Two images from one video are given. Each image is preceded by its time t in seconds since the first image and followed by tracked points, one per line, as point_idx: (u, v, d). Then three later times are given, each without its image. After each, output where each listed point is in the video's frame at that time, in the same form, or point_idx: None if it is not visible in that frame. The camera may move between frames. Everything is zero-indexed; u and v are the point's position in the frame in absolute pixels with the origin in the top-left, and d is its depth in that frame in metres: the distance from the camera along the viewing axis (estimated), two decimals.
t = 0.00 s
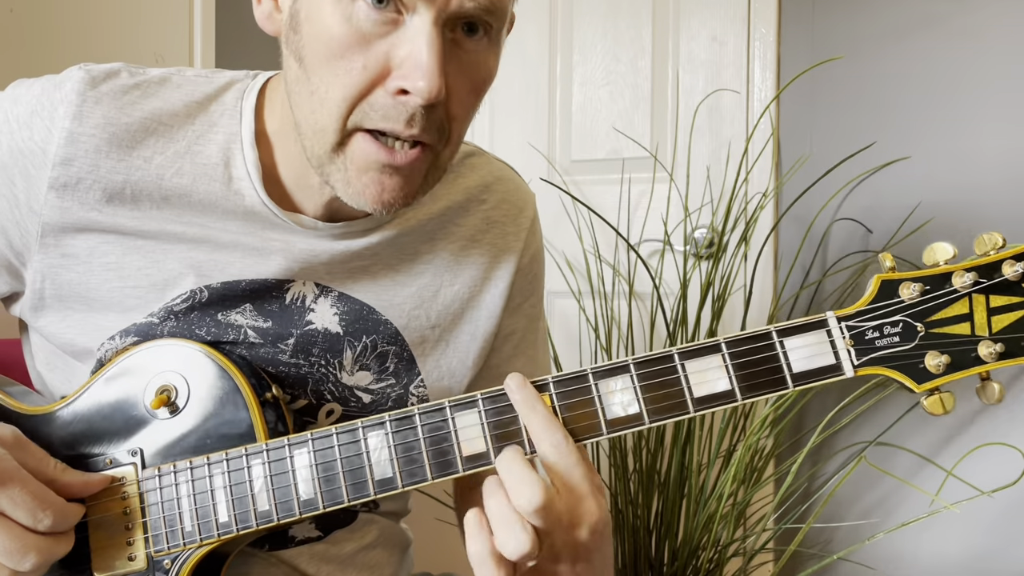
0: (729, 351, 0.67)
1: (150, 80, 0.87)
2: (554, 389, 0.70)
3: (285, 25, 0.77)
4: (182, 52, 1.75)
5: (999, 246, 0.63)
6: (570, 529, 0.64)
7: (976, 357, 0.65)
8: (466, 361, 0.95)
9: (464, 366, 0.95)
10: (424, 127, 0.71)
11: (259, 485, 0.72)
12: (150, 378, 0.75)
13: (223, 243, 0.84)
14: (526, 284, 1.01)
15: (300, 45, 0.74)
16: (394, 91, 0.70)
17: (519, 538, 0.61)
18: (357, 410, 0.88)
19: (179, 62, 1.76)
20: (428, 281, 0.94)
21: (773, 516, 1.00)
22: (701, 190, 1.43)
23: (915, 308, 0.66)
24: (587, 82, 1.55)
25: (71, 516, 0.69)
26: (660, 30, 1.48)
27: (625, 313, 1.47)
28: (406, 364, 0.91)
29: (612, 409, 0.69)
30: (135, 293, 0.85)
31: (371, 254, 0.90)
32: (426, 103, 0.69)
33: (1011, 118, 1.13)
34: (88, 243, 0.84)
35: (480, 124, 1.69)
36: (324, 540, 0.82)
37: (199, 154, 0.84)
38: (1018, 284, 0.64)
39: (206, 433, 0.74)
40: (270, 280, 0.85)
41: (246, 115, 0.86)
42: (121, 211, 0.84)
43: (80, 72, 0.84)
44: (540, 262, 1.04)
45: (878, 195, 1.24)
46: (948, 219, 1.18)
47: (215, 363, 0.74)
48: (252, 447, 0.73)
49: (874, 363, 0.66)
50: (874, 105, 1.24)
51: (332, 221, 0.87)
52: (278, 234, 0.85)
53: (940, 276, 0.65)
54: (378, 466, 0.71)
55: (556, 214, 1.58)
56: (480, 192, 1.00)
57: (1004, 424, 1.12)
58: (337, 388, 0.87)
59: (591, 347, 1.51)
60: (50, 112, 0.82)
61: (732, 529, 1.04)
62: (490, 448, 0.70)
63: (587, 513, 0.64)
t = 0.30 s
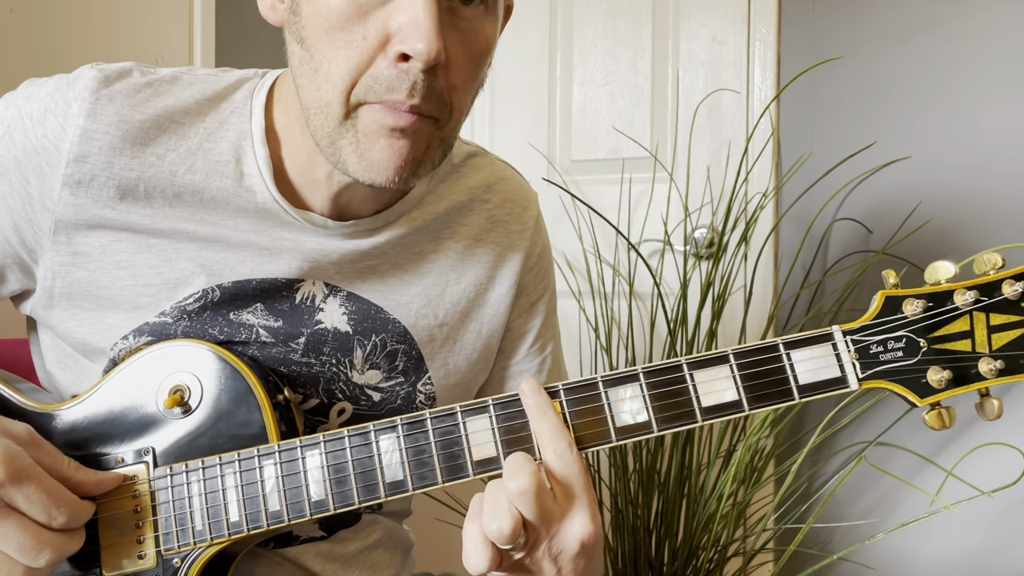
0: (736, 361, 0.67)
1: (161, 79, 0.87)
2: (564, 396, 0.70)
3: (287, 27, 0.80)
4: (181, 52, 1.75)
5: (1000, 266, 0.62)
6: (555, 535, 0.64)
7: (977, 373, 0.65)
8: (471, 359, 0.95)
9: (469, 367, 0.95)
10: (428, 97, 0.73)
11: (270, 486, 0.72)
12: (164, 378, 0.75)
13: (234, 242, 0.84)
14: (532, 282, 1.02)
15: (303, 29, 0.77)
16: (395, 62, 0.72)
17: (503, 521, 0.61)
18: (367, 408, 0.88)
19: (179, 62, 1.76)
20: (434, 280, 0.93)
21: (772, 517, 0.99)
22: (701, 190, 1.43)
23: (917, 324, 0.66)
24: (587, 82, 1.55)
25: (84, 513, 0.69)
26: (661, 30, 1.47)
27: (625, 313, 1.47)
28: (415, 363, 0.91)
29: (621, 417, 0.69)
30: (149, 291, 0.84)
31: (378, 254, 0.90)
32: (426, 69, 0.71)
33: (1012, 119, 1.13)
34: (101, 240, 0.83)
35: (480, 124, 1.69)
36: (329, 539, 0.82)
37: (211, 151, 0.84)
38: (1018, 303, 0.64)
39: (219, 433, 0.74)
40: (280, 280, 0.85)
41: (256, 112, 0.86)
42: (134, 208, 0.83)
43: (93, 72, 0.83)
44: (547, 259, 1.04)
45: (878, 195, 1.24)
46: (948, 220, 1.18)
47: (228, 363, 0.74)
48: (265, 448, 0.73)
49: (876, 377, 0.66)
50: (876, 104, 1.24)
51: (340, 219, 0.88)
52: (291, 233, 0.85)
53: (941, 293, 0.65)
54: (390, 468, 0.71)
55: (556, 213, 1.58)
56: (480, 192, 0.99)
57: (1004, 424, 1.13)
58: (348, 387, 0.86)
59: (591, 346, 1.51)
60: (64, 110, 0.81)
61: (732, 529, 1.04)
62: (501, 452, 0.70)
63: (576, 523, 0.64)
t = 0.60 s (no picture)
0: (737, 362, 0.67)
1: (164, 79, 0.87)
2: (567, 397, 0.70)
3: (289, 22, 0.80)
4: (181, 51, 1.75)
5: (994, 272, 0.63)
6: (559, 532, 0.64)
7: (973, 376, 0.65)
8: (472, 360, 0.95)
9: (469, 367, 0.95)
10: (429, 88, 0.73)
11: (275, 485, 0.72)
12: (168, 379, 0.75)
13: (237, 243, 0.84)
14: (532, 281, 1.01)
15: (303, 27, 0.77)
16: (395, 55, 0.72)
17: (509, 516, 0.61)
18: (371, 408, 0.88)
19: (179, 61, 1.76)
20: (436, 279, 0.93)
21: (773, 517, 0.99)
22: (701, 190, 1.43)
23: (915, 328, 0.66)
24: (587, 82, 1.55)
25: (90, 511, 0.69)
26: (660, 30, 1.47)
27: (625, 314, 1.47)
28: (417, 362, 0.91)
29: (623, 418, 0.69)
30: (151, 290, 0.83)
31: (380, 254, 0.90)
32: (425, 61, 0.71)
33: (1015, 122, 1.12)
34: (105, 241, 0.83)
35: (480, 125, 1.69)
36: (331, 540, 0.82)
37: (215, 150, 0.84)
38: (1013, 307, 0.64)
39: (223, 431, 0.73)
40: (282, 279, 0.84)
41: (258, 112, 0.86)
42: (138, 208, 0.83)
43: (97, 72, 0.83)
44: (546, 259, 1.04)
45: (879, 195, 1.24)
46: (949, 220, 1.18)
47: (233, 363, 0.74)
48: (269, 448, 0.72)
49: (876, 380, 0.66)
50: (877, 104, 1.24)
51: (343, 218, 0.87)
52: (293, 232, 0.85)
53: (938, 297, 0.65)
54: (394, 468, 0.71)
55: (556, 214, 1.58)
56: (480, 191, 0.99)
57: (1005, 424, 1.13)
58: (352, 387, 0.86)
59: (591, 346, 1.51)
60: (69, 110, 0.81)
61: (733, 529, 1.04)
62: (503, 453, 0.70)
63: (580, 520, 0.65)
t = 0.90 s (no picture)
0: (734, 359, 0.67)
1: (158, 74, 0.87)
2: (564, 393, 0.70)
3: (306, 50, 0.73)
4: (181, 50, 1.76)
5: (991, 268, 0.63)
6: (558, 527, 0.64)
7: (970, 371, 0.65)
8: (468, 358, 0.95)
9: (466, 364, 0.95)
10: (453, 153, 0.72)
11: (273, 484, 0.72)
12: (167, 379, 0.75)
13: (233, 238, 0.84)
14: (525, 277, 1.01)
15: (332, 76, 0.70)
16: (428, 129, 0.69)
17: (508, 509, 0.61)
18: (372, 402, 0.87)
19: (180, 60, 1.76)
20: (431, 272, 0.94)
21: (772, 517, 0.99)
22: (701, 190, 1.43)
23: (910, 323, 0.66)
24: (588, 82, 1.55)
25: (88, 511, 0.69)
26: (661, 30, 1.47)
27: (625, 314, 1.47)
28: (415, 355, 0.91)
29: (619, 414, 0.69)
30: (146, 286, 0.83)
31: (374, 246, 0.90)
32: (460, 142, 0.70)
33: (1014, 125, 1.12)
34: (100, 237, 0.83)
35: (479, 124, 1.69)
36: (329, 539, 0.82)
37: (210, 144, 0.84)
38: (1009, 303, 0.64)
39: (221, 431, 0.74)
40: (277, 274, 0.85)
41: (252, 106, 0.86)
42: (133, 203, 0.83)
43: (89, 69, 0.83)
44: (538, 253, 1.04)
45: (879, 195, 1.24)
46: (948, 220, 1.18)
47: (229, 363, 0.74)
48: (267, 446, 0.72)
49: (872, 375, 0.66)
50: (875, 104, 1.24)
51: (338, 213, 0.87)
52: (287, 227, 0.85)
53: (935, 293, 0.65)
54: (391, 465, 0.71)
55: (556, 214, 1.59)
56: (472, 185, 0.99)
57: (1004, 423, 1.13)
58: (351, 380, 0.86)
59: (591, 346, 1.52)
60: (62, 107, 0.81)
61: (732, 529, 1.04)
62: (501, 451, 0.70)
63: (578, 516, 0.65)
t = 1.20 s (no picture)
0: (734, 359, 0.67)
1: (158, 74, 0.87)
2: (565, 393, 0.70)
3: (300, 70, 0.73)
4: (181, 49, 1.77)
5: (993, 268, 0.63)
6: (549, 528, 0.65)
7: (972, 371, 0.65)
8: (468, 360, 0.95)
9: (466, 365, 0.95)
10: (446, 171, 0.73)
11: (274, 483, 0.72)
12: (168, 378, 0.75)
13: (233, 239, 0.84)
14: (523, 280, 1.02)
15: (326, 97, 0.70)
16: (421, 151, 0.70)
17: (505, 504, 0.61)
18: (372, 405, 0.87)
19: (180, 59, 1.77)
20: (431, 275, 0.94)
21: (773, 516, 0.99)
22: (701, 190, 1.44)
23: (912, 323, 0.66)
24: (588, 82, 1.55)
25: (88, 510, 0.69)
26: (661, 30, 1.47)
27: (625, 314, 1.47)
28: (415, 358, 0.91)
29: (620, 413, 0.69)
30: (146, 285, 0.83)
31: (375, 249, 0.90)
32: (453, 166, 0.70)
33: (1011, 122, 1.12)
34: (101, 236, 0.83)
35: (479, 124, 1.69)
36: (329, 539, 0.82)
37: (210, 143, 0.84)
38: (1011, 303, 0.64)
39: (223, 431, 0.74)
40: (277, 275, 0.85)
41: (252, 106, 0.86)
42: (134, 202, 0.82)
43: (90, 68, 0.83)
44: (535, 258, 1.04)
45: (878, 195, 1.24)
46: (948, 220, 1.18)
47: (230, 363, 0.74)
48: (268, 445, 0.72)
49: (873, 374, 0.65)
50: (874, 105, 1.24)
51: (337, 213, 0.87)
52: (287, 226, 0.85)
53: (937, 293, 0.65)
54: (392, 464, 0.71)
55: (556, 214, 1.59)
56: (473, 189, 0.99)
57: (1004, 423, 1.13)
58: (351, 383, 0.86)
59: (591, 346, 1.51)
60: (63, 105, 0.81)
61: (733, 529, 1.04)
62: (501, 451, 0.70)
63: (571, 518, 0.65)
